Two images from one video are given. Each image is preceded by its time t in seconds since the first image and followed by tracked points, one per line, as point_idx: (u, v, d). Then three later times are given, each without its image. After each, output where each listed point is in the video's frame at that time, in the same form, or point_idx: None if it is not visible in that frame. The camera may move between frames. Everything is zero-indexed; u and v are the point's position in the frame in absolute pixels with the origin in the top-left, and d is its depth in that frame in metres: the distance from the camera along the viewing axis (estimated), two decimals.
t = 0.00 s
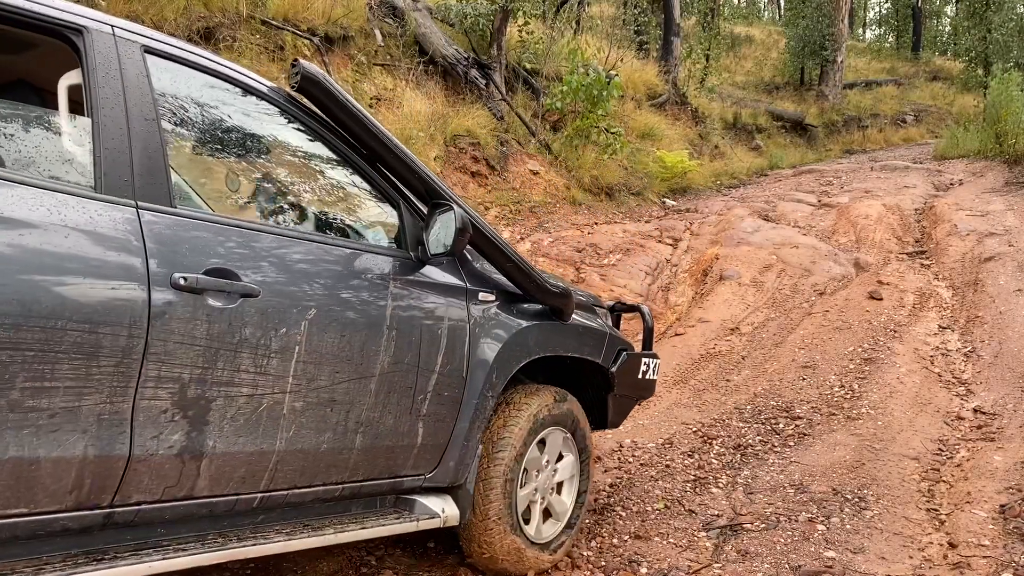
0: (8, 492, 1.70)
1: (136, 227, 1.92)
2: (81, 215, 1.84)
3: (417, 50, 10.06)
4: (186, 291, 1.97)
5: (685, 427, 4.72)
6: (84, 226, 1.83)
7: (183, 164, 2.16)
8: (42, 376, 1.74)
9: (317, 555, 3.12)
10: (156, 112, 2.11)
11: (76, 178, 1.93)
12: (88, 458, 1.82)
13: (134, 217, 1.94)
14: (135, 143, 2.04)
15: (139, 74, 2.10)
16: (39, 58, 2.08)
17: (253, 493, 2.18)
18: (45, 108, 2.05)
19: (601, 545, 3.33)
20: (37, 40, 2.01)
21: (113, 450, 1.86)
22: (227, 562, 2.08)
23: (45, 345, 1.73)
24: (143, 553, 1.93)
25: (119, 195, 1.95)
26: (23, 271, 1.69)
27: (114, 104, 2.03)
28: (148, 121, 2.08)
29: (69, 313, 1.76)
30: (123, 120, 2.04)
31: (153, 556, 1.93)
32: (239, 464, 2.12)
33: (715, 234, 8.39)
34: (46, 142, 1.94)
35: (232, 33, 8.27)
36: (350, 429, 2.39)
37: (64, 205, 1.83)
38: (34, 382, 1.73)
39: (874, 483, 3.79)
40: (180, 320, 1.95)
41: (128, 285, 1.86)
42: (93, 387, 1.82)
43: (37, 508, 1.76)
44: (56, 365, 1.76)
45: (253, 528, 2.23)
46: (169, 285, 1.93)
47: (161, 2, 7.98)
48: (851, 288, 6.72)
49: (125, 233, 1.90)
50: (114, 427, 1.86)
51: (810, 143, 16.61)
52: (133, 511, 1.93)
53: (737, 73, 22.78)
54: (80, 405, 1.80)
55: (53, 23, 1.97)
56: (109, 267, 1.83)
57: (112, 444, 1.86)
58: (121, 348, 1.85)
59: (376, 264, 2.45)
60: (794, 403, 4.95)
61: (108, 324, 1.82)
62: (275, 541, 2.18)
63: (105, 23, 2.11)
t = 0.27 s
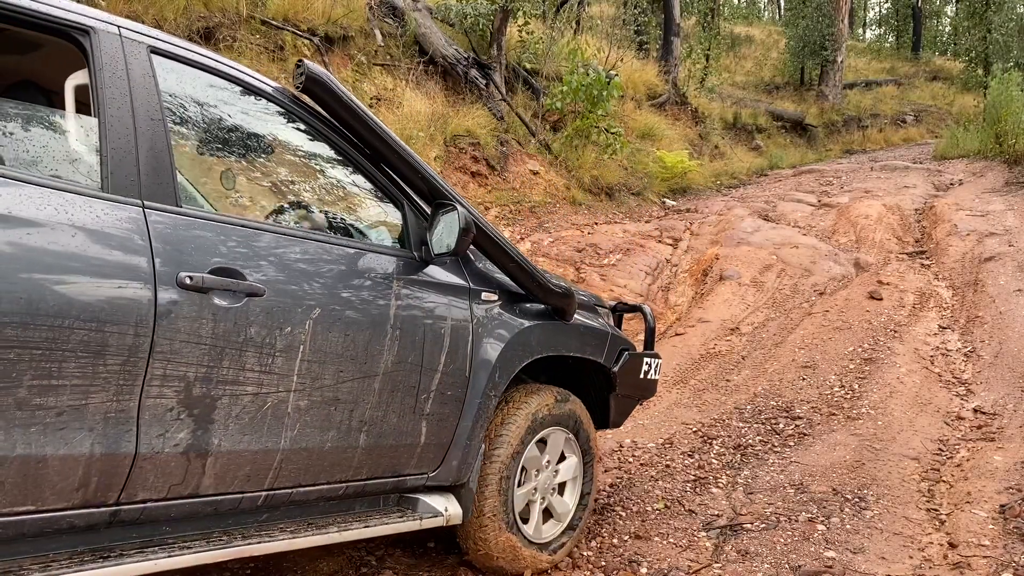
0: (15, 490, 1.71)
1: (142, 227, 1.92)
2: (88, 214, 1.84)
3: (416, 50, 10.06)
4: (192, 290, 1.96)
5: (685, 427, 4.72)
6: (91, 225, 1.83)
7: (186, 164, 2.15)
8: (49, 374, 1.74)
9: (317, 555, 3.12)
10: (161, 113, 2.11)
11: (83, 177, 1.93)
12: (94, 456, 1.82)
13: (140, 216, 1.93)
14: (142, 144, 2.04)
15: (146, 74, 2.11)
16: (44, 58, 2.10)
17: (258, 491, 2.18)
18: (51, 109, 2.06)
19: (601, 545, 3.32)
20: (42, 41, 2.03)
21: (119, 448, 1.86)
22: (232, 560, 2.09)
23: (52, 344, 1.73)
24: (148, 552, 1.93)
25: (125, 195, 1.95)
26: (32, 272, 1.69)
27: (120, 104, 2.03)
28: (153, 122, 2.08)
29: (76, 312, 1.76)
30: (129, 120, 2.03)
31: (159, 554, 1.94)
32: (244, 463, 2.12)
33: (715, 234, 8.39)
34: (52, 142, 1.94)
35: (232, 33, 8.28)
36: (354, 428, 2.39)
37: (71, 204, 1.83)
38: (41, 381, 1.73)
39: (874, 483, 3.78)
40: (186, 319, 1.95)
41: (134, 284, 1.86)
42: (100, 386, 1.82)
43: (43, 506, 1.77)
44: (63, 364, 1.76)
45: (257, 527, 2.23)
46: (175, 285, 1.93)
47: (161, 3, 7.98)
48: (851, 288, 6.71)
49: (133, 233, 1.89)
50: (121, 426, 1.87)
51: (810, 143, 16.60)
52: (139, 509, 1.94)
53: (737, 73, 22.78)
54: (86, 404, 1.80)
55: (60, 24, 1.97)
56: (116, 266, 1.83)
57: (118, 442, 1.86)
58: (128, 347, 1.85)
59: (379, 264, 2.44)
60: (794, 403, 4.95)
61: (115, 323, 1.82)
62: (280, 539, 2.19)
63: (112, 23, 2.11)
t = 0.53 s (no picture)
0: (17, 491, 1.72)
1: (144, 228, 1.92)
2: (90, 215, 1.84)
3: (416, 50, 10.06)
4: (193, 291, 1.97)
5: (685, 427, 4.72)
6: (93, 226, 1.83)
7: (187, 165, 2.15)
8: (51, 375, 1.74)
9: (317, 555, 3.12)
10: (163, 113, 2.11)
11: (85, 178, 1.93)
12: (96, 456, 1.82)
13: (142, 217, 1.93)
14: (144, 144, 2.04)
15: (148, 74, 2.11)
16: (45, 59, 2.11)
17: (259, 491, 2.18)
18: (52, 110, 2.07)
19: (602, 545, 3.33)
20: (44, 41, 2.04)
21: (121, 449, 1.87)
22: (234, 561, 2.09)
23: (55, 345, 1.74)
24: (150, 552, 1.94)
25: (127, 195, 1.95)
26: (36, 273, 1.70)
27: (122, 105, 2.03)
28: (155, 123, 2.08)
29: (78, 313, 1.77)
30: (132, 120, 2.04)
31: (161, 554, 1.94)
32: (246, 463, 2.12)
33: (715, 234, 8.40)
34: (54, 143, 1.94)
35: (232, 33, 8.29)
36: (355, 428, 2.39)
37: (74, 204, 1.83)
38: (43, 381, 1.74)
39: (874, 483, 3.78)
40: (188, 320, 1.95)
41: (135, 284, 1.86)
42: (102, 386, 1.82)
43: (46, 506, 1.77)
44: (65, 365, 1.76)
45: (259, 527, 2.24)
46: (176, 285, 1.93)
47: (161, 3, 7.99)
48: (851, 288, 6.72)
49: (134, 233, 1.90)
50: (123, 426, 1.87)
51: (810, 143, 16.61)
52: (140, 510, 1.94)
53: (737, 73, 22.78)
54: (88, 404, 1.81)
55: (63, 25, 1.97)
56: (118, 267, 1.83)
57: (120, 443, 1.86)
58: (130, 348, 1.86)
59: (380, 264, 2.44)
60: (794, 403, 4.95)
61: (117, 324, 1.83)
62: (281, 540, 2.19)
63: (114, 24, 2.11)
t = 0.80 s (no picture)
0: (17, 491, 1.72)
1: (144, 227, 1.92)
2: (90, 215, 1.84)
3: (416, 50, 10.06)
4: (193, 291, 1.97)
5: (685, 427, 4.72)
6: (93, 226, 1.83)
7: (187, 165, 2.15)
8: (51, 375, 1.74)
9: (317, 555, 3.12)
10: (163, 113, 2.11)
11: (85, 178, 1.93)
12: (96, 457, 1.83)
13: (142, 217, 1.93)
14: (144, 144, 2.04)
15: (147, 74, 2.11)
16: (45, 59, 2.11)
17: (259, 491, 2.19)
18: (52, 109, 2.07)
19: (601, 545, 3.32)
20: (44, 42, 2.04)
21: (121, 449, 1.87)
22: (234, 560, 2.09)
23: (54, 345, 1.74)
24: (150, 552, 1.94)
25: (127, 195, 1.95)
26: (38, 274, 1.70)
27: (121, 105, 2.03)
28: (155, 123, 2.08)
29: (78, 313, 1.77)
30: (131, 121, 2.04)
31: (161, 554, 1.94)
32: (245, 463, 2.12)
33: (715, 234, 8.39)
34: (54, 142, 1.94)
35: (231, 33, 8.29)
36: (355, 428, 2.39)
37: (74, 205, 1.83)
38: (44, 381, 1.74)
39: (874, 483, 3.78)
40: (188, 320, 1.96)
41: (135, 284, 1.86)
42: (102, 386, 1.83)
43: (46, 506, 1.78)
44: (65, 365, 1.76)
45: (258, 527, 2.23)
46: (176, 285, 1.93)
47: (161, 3, 7.99)
48: (851, 288, 6.72)
49: (134, 233, 1.90)
50: (123, 426, 1.87)
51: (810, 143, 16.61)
52: (141, 510, 1.95)
53: (737, 73, 22.77)
54: (88, 404, 1.81)
55: (62, 25, 1.97)
56: (118, 266, 1.83)
57: (120, 443, 1.87)
58: (130, 348, 1.86)
59: (380, 264, 2.44)
60: (794, 403, 4.95)
61: (117, 324, 1.83)
62: (281, 539, 2.19)
63: (114, 24, 2.11)
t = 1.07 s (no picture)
0: (17, 491, 1.72)
1: (144, 227, 1.92)
2: (90, 215, 1.84)
3: (416, 50, 10.06)
4: (193, 291, 1.97)
5: (685, 427, 4.72)
6: (93, 226, 1.83)
7: (187, 164, 2.15)
8: (51, 375, 1.74)
9: (317, 555, 3.12)
10: (163, 113, 2.11)
11: (85, 178, 1.93)
12: (97, 457, 1.83)
13: (142, 217, 1.93)
14: (144, 144, 2.04)
15: (148, 75, 2.11)
16: (45, 59, 2.11)
17: (259, 492, 2.19)
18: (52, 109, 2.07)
19: (601, 545, 3.32)
20: (44, 42, 2.04)
21: (121, 449, 1.87)
22: (235, 561, 2.09)
23: (54, 345, 1.74)
24: (150, 552, 1.93)
25: (127, 196, 1.95)
26: (38, 273, 1.70)
27: (122, 105, 2.03)
28: (155, 123, 2.08)
29: (78, 313, 1.77)
30: (132, 121, 2.04)
31: (161, 554, 1.94)
32: (246, 463, 2.12)
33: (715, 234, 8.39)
34: (55, 142, 1.94)
35: (231, 33, 8.29)
36: (356, 428, 2.39)
37: (74, 205, 1.83)
38: (44, 381, 1.74)
39: (874, 483, 3.78)
40: (188, 320, 1.95)
41: (135, 284, 1.86)
42: (102, 386, 1.83)
43: (46, 506, 1.78)
44: (65, 365, 1.76)
45: (258, 527, 2.23)
46: (176, 286, 1.93)
47: (161, 3, 7.99)
48: (851, 288, 6.72)
49: (134, 233, 1.90)
50: (123, 427, 1.87)
51: (810, 143, 16.61)
52: (141, 510, 1.95)
53: (737, 73, 22.77)
54: (89, 404, 1.81)
55: (62, 25, 1.97)
56: (118, 266, 1.83)
57: (120, 442, 1.87)
58: (130, 348, 1.86)
59: (381, 264, 2.44)
60: (794, 403, 4.95)
61: (117, 324, 1.83)
62: (281, 540, 2.19)
63: (114, 24, 2.11)
